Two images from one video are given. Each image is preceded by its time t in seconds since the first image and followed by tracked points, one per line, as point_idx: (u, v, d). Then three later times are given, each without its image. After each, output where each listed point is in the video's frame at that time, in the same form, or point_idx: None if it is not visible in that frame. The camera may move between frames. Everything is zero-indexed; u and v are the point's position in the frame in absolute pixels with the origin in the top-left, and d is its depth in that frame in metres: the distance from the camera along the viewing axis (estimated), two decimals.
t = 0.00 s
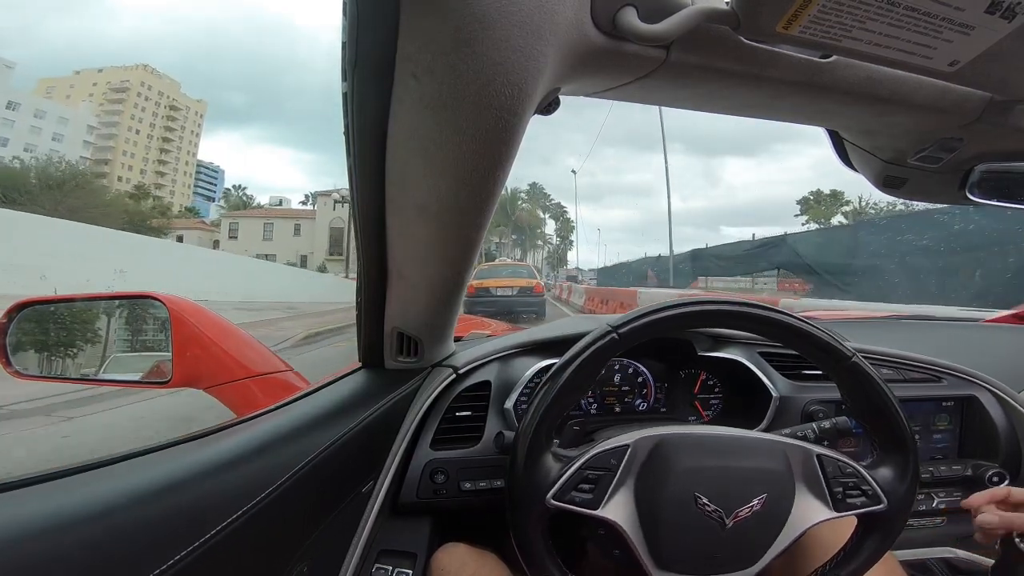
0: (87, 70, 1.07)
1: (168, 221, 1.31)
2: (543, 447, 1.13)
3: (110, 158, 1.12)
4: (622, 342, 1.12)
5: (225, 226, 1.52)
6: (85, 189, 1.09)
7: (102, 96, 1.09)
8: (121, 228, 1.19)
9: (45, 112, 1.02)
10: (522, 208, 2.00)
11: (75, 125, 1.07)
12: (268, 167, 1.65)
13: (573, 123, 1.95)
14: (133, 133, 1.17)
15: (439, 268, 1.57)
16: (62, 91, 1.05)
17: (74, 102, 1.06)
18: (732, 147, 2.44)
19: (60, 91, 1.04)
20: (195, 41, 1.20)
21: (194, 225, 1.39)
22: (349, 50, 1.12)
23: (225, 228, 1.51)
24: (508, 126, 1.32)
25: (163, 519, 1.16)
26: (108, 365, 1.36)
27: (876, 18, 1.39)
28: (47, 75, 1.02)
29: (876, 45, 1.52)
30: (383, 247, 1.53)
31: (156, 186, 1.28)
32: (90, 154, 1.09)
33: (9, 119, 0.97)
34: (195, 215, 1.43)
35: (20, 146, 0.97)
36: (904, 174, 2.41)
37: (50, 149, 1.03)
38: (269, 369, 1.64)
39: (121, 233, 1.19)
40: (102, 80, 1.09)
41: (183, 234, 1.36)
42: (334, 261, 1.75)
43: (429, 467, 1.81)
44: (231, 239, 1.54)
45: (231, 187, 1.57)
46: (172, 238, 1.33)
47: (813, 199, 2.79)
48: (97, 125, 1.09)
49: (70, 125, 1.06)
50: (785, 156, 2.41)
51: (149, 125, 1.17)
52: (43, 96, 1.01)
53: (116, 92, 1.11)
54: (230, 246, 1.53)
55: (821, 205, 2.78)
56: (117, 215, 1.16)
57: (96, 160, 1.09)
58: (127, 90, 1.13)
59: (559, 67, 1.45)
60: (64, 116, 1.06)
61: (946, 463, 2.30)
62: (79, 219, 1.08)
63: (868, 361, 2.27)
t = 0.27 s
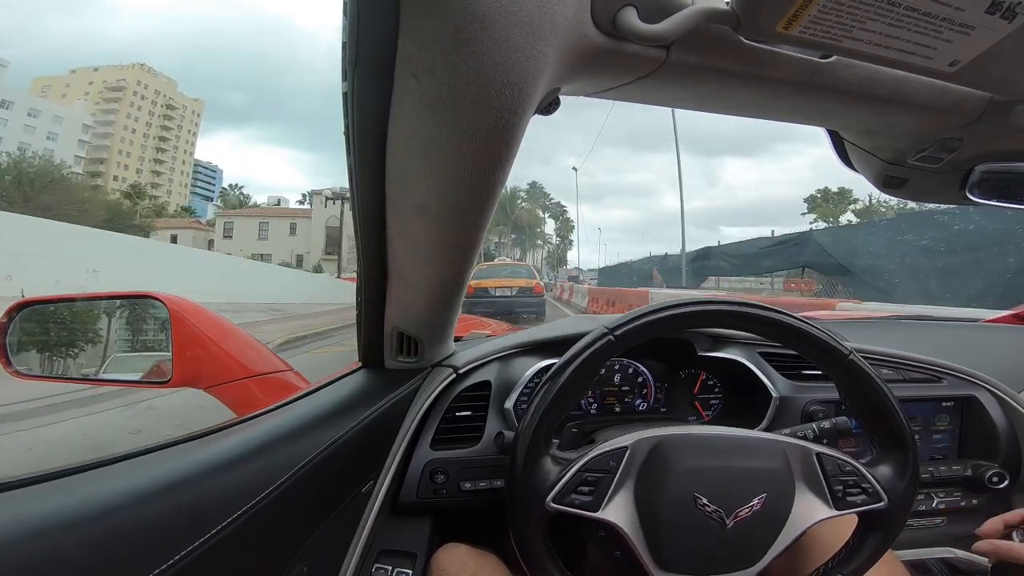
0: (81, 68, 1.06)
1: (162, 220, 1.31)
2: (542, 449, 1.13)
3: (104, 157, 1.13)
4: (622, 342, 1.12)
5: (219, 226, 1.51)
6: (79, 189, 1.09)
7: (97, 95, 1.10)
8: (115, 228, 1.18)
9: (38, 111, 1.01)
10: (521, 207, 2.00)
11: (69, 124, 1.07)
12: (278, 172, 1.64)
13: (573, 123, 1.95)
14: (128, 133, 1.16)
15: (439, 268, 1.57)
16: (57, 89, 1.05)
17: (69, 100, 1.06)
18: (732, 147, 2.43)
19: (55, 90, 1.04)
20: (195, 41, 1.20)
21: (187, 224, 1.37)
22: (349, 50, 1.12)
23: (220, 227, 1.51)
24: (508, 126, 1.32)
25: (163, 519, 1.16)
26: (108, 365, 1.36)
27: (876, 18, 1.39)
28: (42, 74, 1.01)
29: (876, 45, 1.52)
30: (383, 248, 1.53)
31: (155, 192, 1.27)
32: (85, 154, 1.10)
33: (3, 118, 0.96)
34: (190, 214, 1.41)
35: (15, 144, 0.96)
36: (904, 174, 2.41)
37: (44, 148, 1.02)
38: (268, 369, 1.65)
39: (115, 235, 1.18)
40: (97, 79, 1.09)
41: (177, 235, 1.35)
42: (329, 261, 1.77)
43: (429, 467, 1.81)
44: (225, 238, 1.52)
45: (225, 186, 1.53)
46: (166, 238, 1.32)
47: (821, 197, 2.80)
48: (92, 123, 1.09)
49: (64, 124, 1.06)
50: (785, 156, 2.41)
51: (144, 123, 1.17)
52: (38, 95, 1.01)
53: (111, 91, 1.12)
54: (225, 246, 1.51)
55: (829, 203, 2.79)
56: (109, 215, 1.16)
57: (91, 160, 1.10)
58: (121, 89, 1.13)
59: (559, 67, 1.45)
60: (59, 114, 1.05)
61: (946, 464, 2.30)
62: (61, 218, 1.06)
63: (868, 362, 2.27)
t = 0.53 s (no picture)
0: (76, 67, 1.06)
1: (164, 219, 1.30)
2: (540, 453, 1.13)
3: (101, 156, 1.12)
4: (621, 343, 1.12)
5: (213, 225, 1.48)
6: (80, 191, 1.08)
7: (93, 94, 1.08)
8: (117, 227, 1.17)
9: (32, 109, 1.01)
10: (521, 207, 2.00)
11: (64, 124, 1.06)
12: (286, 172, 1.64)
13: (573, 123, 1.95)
14: (124, 130, 1.16)
15: (439, 268, 1.57)
16: (52, 88, 1.04)
17: (64, 99, 1.05)
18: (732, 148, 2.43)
19: (50, 88, 1.03)
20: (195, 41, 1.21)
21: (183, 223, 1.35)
22: (348, 50, 1.12)
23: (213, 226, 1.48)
24: (508, 126, 1.32)
25: (163, 519, 1.16)
26: (108, 365, 1.35)
27: (876, 18, 1.39)
28: (37, 73, 1.00)
29: (876, 45, 1.52)
30: (383, 247, 1.53)
31: (153, 194, 1.27)
32: (79, 153, 1.07)
33: None
34: (184, 213, 1.39)
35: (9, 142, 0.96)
36: (904, 174, 2.41)
37: (37, 147, 1.00)
38: (268, 369, 1.66)
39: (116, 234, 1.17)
40: (93, 78, 1.08)
41: (171, 234, 1.32)
42: (325, 260, 1.76)
43: (429, 467, 1.81)
44: (219, 237, 1.50)
45: (220, 184, 1.50)
46: (160, 236, 1.30)
47: (830, 195, 2.81)
48: (86, 121, 1.09)
49: (59, 122, 1.05)
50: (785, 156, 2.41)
51: (139, 122, 1.16)
52: (33, 93, 1.01)
53: (107, 90, 1.11)
54: (218, 245, 1.49)
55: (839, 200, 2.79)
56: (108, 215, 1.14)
57: (88, 160, 1.09)
58: (117, 88, 1.12)
59: (559, 67, 1.45)
60: (54, 113, 1.04)
61: (946, 464, 2.30)
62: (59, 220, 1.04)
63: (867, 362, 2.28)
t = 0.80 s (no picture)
0: (71, 66, 1.06)
1: (158, 219, 1.28)
2: (539, 454, 1.13)
3: (96, 155, 1.11)
4: (621, 342, 1.13)
5: (208, 224, 1.43)
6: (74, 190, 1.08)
7: (89, 93, 1.08)
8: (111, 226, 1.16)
9: (26, 109, 1.00)
10: (521, 207, 2.00)
11: (59, 123, 1.05)
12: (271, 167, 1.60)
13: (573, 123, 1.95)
14: (121, 129, 1.15)
15: (439, 269, 1.57)
16: (49, 87, 1.03)
17: (59, 98, 1.05)
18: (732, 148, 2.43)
19: (46, 87, 1.02)
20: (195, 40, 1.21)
21: (176, 224, 1.32)
22: (348, 50, 1.12)
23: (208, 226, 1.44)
24: (508, 126, 1.32)
25: (163, 519, 1.16)
26: (107, 364, 1.34)
27: (877, 18, 1.39)
28: (32, 72, 1.00)
29: (876, 46, 1.52)
30: (383, 247, 1.53)
31: (149, 195, 1.26)
32: (75, 152, 1.07)
33: None
34: (179, 212, 1.38)
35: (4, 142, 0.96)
36: (903, 174, 2.41)
37: (31, 147, 1.00)
38: (268, 369, 1.66)
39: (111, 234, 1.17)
40: (88, 78, 1.08)
41: (165, 234, 1.30)
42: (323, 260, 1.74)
43: (428, 467, 1.81)
44: (214, 237, 1.45)
45: (218, 184, 1.48)
46: (153, 236, 1.28)
47: (838, 192, 2.68)
48: (82, 121, 1.06)
49: (53, 121, 1.05)
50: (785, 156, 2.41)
51: (136, 122, 1.15)
52: (28, 93, 1.00)
53: (103, 89, 1.10)
54: (213, 244, 1.45)
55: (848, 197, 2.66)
56: (101, 215, 1.13)
57: (82, 160, 1.08)
58: (114, 87, 1.11)
59: (559, 67, 1.45)
60: (49, 112, 1.04)
61: (945, 464, 2.30)
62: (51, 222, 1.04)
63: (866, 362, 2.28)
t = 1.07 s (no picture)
0: (65, 64, 1.04)
1: (148, 219, 1.25)
2: (537, 460, 1.13)
3: (90, 155, 1.09)
4: (621, 342, 1.12)
5: (201, 224, 1.40)
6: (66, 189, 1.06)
7: (84, 92, 1.07)
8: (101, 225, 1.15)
9: (18, 108, 0.99)
10: (521, 207, 2.00)
11: (53, 122, 1.04)
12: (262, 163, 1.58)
13: (573, 123, 1.95)
14: (115, 128, 1.13)
15: (439, 268, 1.57)
16: (43, 86, 1.02)
17: (53, 96, 1.04)
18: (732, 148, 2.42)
19: (41, 87, 1.02)
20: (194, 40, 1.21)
21: (166, 223, 1.28)
22: (348, 50, 1.12)
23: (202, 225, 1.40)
24: (508, 125, 1.32)
25: (164, 519, 1.16)
26: (107, 365, 1.34)
27: (877, 18, 1.39)
28: (26, 71, 0.99)
29: (876, 45, 1.52)
30: (383, 247, 1.53)
31: (144, 195, 1.23)
32: (69, 152, 1.06)
33: None
34: (174, 212, 1.34)
35: None
36: (902, 174, 2.41)
37: (24, 147, 1.00)
38: (267, 369, 1.66)
39: (101, 234, 1.16)
40: (83, 77, 1.08)
41: (158, 233, 1.28)
42: (319, 260, 1.73)
43: (428, 467, 1.81)
44: (208, 236, 1.43)
45: (213, 182, 1.44)
46: (147, 236, 1.26)
47: (848, 190, 2.62)
48: (76, 120, 1.06)
49: (47, 121, 1.03)
50: (786, 157, 2.41)
51: (131, 121, 1.15)
52: (22, 92, 0.99)
53: (98, 88, 1.09)
54: (207, 245, 1.43)
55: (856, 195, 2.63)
56: (91, 212, 1.12)
57: (77, 159, 1.07)
58: (108, 86, 1.11)
59: (559, 67, 1.45)
60: (44, 111, 1.03)
61: (945, 464, 2.31)
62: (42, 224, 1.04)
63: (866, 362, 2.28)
